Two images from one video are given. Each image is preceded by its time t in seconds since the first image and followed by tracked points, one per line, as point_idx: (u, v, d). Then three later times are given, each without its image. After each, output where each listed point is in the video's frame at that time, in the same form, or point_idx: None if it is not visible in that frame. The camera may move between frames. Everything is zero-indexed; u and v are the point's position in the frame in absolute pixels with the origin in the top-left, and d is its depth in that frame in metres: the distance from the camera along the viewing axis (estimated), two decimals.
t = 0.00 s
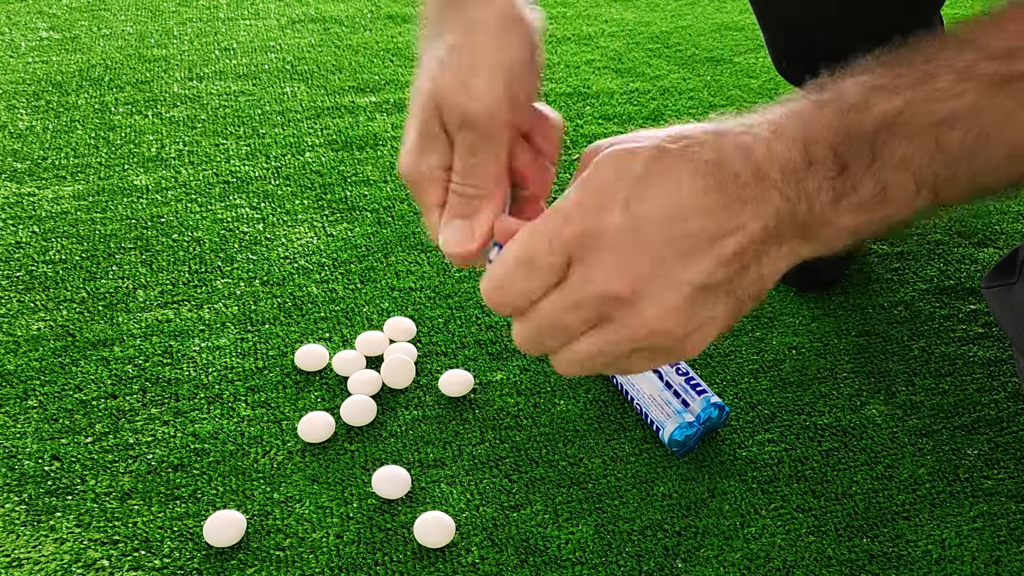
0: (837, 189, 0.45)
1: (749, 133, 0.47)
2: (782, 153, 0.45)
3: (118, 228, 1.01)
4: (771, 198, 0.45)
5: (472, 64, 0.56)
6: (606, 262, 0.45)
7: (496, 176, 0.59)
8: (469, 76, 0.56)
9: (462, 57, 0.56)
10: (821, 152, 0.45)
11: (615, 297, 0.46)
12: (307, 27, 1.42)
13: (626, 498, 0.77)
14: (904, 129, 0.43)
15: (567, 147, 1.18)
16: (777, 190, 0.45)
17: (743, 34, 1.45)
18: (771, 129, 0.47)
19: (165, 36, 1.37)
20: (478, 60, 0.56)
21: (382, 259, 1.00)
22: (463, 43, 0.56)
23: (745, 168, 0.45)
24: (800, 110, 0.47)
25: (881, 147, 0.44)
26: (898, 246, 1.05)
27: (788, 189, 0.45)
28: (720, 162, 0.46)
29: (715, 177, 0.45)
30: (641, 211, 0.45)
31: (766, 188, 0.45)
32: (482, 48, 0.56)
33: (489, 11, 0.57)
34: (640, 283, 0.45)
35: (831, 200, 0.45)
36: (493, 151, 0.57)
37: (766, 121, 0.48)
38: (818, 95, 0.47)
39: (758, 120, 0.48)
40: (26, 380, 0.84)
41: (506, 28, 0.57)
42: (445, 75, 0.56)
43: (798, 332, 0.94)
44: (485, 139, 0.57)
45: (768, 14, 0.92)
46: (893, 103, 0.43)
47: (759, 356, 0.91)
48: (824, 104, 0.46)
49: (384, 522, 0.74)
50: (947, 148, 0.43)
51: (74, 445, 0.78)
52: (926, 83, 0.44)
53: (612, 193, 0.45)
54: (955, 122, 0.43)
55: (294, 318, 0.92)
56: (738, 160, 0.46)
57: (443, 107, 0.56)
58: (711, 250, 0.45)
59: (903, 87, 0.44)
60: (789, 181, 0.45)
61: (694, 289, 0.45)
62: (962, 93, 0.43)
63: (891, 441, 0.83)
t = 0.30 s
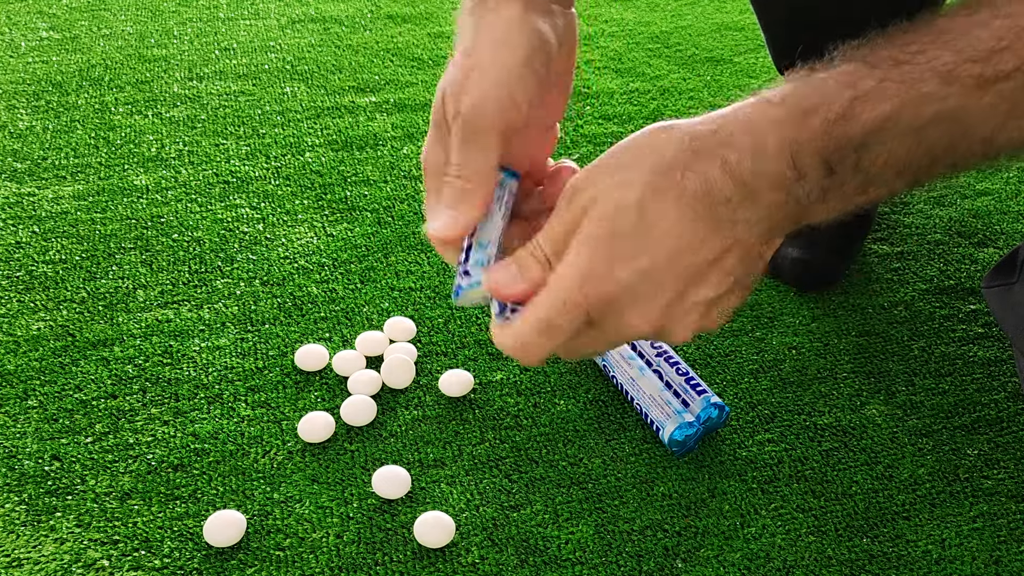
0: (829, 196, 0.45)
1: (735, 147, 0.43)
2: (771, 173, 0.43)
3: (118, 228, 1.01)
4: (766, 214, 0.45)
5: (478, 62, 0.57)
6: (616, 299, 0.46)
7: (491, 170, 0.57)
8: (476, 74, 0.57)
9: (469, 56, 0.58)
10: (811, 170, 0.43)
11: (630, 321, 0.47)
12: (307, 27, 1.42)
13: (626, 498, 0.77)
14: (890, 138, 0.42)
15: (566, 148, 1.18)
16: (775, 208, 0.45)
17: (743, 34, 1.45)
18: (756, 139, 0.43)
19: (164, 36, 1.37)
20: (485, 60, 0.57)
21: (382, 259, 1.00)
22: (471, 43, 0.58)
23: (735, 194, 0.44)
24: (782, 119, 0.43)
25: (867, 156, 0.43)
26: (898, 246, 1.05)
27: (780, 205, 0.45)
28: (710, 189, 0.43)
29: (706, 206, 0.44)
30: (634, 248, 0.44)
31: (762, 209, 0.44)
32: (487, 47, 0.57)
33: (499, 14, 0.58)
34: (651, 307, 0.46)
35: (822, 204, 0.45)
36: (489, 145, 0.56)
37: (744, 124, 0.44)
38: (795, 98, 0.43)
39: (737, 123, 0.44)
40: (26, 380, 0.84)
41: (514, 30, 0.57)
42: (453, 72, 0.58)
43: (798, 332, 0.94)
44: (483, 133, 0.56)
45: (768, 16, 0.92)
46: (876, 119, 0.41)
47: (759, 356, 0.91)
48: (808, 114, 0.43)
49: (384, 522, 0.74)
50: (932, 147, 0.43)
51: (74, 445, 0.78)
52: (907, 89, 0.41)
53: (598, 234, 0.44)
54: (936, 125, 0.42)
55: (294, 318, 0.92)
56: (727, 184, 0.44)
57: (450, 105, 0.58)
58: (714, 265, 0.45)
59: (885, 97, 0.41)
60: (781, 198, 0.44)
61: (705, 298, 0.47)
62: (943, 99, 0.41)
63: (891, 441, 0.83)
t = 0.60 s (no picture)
0: (857, 171, 0.53)
1: (773, 121, 0.52)
2: (806, 145, 0.52)
3: (118, 228, 1.01)
4: (794, 182, 0.53)
5: (552, 57, 0.70)
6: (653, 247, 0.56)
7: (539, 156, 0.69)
8: (547, 67, 0.70)
9: (543, 46, 0.70)
10: (844, 145, 0.51)
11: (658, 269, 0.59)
12: (307, 27, 1.42)
13: (626, 498, 0.77)
14: (928, 121, 0.50)
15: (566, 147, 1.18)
16: (802, 182, 0.53)
17: (743, 34, 1.45)
18: (793, 114, 0.52)
19: (164, 36, 1.37)
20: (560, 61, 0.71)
21: (382, 259, 1.00)
22: (547, 37, 0.71)
23: (769, 162, 0.52)
24: (821, 97, 0.52)
25: (902, 136, 0.51)
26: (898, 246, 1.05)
27: (810, 175, 0.53)
28: (748, 156, 0.52)
29: (740, 171, 0.52)
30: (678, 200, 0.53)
31: (790, 181, 0.53)
32: (557, 45, 0.71)
33: (571, 23, 0.73)
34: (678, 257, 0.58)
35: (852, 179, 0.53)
36: (546, 133, 0.69)
37: (783, 102, 0.53)
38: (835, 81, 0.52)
39: (776, 100, 0.53)
40: (26, 380, 0.84)
41: (575, 38, 0.72)
42: (526, 55, 0.69)
43: (798, 332, 0.94)
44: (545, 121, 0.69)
45: (768, 16, 0.91)
46: (914, 101, 0.49)
47: (759, 355, 0.91)
48: (846, 95, 0.51)
49: (384, 522, 0.74)
50: (961, 129, 0.50)
51: (74, 445, 0.78)
52: (951, 75, 0.49)
53: (649, 191, 0.53)
54: (974, 108, 0.49)
55: (294, 318, 0.92)
56: (761, 153, 0.52)
57: (514, 82, 0.69)
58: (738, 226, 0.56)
59: (928, 84, 0.49)
60: (812, 170, 0.53)
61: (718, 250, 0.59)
62: (987, 84, 0.48)
63: (891, 441, 0.83)
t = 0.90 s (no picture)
0: (875, 184, 0.54)
1: (791, 133, 0.54)
2: (823, 157, 0.53)
3: (118, 228, 1.01)
4: (811, 193, 0.55)
5: (591, 72, 0.72)
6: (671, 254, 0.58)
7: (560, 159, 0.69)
8: (583, 78, 0.71)
9: (585, 57, 0.71)
10: (859, 158, 0.52)
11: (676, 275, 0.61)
12: (307, 27, 1.41)
13: (626, 498, 0.77)
14: (942, 133, 0.50)
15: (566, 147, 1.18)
16: (819, 193, 0.55)
17: (743, 34, 1.45)
18: (811, 126, 0.54)
19: (164, 36, 1.37)
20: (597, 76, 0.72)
21: (382, 259, 1.00)
22: (590, 50, 0.72)
23: (785, 173, 0.54)
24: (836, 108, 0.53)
25: (917, 149, 0.51)
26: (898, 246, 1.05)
27: (827, 187, 0.54)
28: (766, 166, 0.54)
29: (759, 180, 0.54)
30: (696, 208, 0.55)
31: (807, 192, 0.55)
32: (598, 60, 0.72)
33: (616, 44, 0.74)
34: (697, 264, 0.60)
35: (870, 191, 0.54)
36: (571, 141, 0.70)
37: (802, 114, 0.54)
38: (852, 94, 0.53)
39: (796, 113, 0.55)
40: (26, 380, 0.84)
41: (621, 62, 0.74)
42: (567, 62, 0.70)
43: (798, 332, 0.94)
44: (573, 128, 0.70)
45: (769, 16, 0.90)
46: (928, 115, 0.50)
47: (759, 355, 0.91)
48: (861, 108, 0.52)
49: (384, 522, 0.74)
50: (976, 141, 0.50)
51: (74, 445, 0.78)
52: (964, 89, 0.49)
53: (669, 197, 0.55)
54: (989, 121, 0.49)
55: (294, 318, 0.92)
56: (780, 164, 0.54)
57: (549, 84, 0.70)
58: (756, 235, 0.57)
59: (941, 99, 0.49)
60: (828, 182, 0.54)
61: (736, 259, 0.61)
62: (1000, 98, 0.48)
63: (891, 441, 0.83)
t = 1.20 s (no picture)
0: (867, 188, 0.54)
1: (783, 146, 0.54)
2: (816, 167, 0.53)
3: (117, 228, 1.01)
4: (808, 203, 0.55)
5: (577, 85, 0.71)
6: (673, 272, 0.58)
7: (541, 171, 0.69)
8: (569, 90, 0.71)
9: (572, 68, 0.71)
10: (851, 166, 0.53)
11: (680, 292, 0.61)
12: (307, 27, 1.41)
13: (626, 498, 0.77)
14: (933, 140, 0.51)
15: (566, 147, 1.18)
16: (816, 202, 0.55)
17: (743, 34, 1.45)
18: (801, 138, 0.54)
19: (164, 36, 1.37)
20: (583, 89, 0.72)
21: (382, 259, 1.00)
22: (578, 62, 0.72)
23: (781, 185, 0.54)
24: (826, 120, 0.54)
25: (909, 154, 0.52)
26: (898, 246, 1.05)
27: (822, 195, 0.55)
28: (761, 180, 0.54)
29: (756, 195, 0.54)
30: (695, 227, 0.55)
31: (804, 202, 0.55)
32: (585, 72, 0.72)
33: (604, 59, 0.74)
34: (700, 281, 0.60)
35: (863, 196, 0.55)
36: (553, 152, 0.70)
37: (793, 127, 0.55)
38: (841, 106, 0.54)
39: (786, 126, 0.55)
40: (26, 380, 0.84)
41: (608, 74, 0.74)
42: (553, 72, 0.70)
43: (798, 332, 0.94)
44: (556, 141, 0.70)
45: (769, 15, 0.91)
46: (917, 123, 0.50)
47: (759, 355, 0.91)
48: (851, 120, 0.52)
49: (384, 522, 0.74)
50: (970, 145, 0.50)
51: (74, 445, 0.78)
52: (952, 97, 0.49)
53: (668, 219, 0.55)
54: (980, 125, 0.49)
55: (294, 318, 0.92)
56: (774, 177, 0.54)
57: (535, 92, 0.70)
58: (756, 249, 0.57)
59: (929, 107, 0.50)
60: (824, 190, 0.54)
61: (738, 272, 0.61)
62: (989, 104, 0.49)
63: (891, 441, 0.83)
